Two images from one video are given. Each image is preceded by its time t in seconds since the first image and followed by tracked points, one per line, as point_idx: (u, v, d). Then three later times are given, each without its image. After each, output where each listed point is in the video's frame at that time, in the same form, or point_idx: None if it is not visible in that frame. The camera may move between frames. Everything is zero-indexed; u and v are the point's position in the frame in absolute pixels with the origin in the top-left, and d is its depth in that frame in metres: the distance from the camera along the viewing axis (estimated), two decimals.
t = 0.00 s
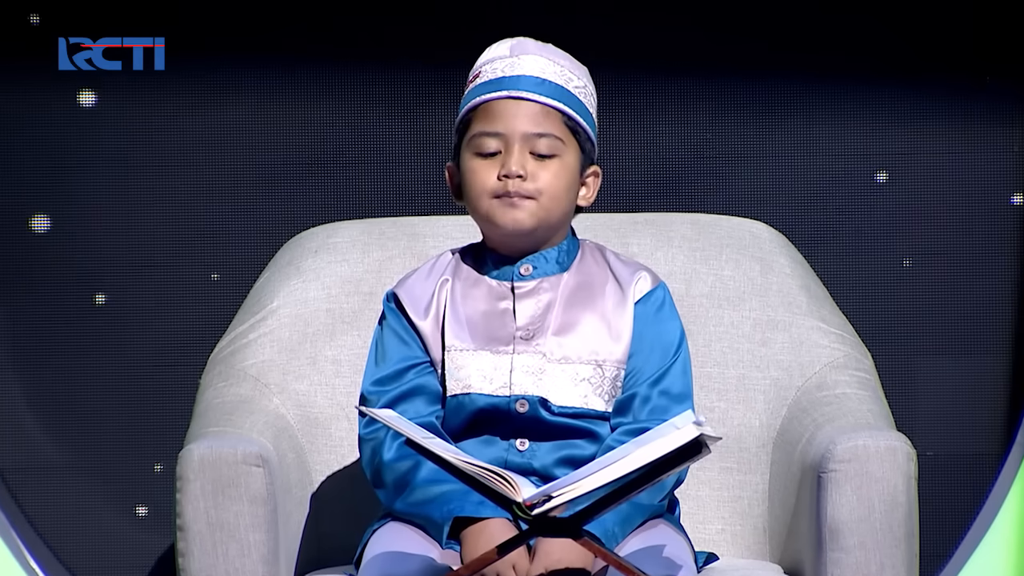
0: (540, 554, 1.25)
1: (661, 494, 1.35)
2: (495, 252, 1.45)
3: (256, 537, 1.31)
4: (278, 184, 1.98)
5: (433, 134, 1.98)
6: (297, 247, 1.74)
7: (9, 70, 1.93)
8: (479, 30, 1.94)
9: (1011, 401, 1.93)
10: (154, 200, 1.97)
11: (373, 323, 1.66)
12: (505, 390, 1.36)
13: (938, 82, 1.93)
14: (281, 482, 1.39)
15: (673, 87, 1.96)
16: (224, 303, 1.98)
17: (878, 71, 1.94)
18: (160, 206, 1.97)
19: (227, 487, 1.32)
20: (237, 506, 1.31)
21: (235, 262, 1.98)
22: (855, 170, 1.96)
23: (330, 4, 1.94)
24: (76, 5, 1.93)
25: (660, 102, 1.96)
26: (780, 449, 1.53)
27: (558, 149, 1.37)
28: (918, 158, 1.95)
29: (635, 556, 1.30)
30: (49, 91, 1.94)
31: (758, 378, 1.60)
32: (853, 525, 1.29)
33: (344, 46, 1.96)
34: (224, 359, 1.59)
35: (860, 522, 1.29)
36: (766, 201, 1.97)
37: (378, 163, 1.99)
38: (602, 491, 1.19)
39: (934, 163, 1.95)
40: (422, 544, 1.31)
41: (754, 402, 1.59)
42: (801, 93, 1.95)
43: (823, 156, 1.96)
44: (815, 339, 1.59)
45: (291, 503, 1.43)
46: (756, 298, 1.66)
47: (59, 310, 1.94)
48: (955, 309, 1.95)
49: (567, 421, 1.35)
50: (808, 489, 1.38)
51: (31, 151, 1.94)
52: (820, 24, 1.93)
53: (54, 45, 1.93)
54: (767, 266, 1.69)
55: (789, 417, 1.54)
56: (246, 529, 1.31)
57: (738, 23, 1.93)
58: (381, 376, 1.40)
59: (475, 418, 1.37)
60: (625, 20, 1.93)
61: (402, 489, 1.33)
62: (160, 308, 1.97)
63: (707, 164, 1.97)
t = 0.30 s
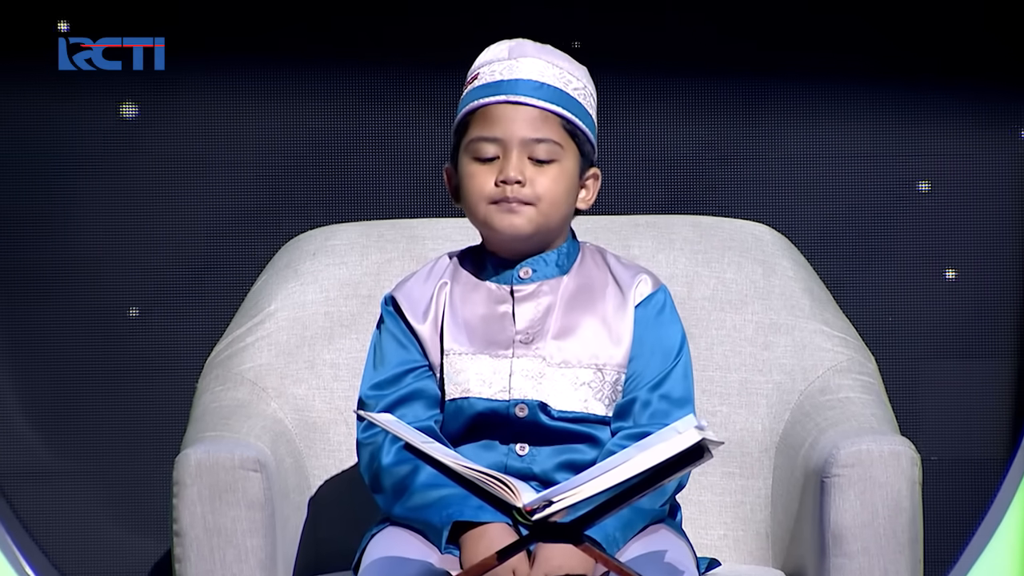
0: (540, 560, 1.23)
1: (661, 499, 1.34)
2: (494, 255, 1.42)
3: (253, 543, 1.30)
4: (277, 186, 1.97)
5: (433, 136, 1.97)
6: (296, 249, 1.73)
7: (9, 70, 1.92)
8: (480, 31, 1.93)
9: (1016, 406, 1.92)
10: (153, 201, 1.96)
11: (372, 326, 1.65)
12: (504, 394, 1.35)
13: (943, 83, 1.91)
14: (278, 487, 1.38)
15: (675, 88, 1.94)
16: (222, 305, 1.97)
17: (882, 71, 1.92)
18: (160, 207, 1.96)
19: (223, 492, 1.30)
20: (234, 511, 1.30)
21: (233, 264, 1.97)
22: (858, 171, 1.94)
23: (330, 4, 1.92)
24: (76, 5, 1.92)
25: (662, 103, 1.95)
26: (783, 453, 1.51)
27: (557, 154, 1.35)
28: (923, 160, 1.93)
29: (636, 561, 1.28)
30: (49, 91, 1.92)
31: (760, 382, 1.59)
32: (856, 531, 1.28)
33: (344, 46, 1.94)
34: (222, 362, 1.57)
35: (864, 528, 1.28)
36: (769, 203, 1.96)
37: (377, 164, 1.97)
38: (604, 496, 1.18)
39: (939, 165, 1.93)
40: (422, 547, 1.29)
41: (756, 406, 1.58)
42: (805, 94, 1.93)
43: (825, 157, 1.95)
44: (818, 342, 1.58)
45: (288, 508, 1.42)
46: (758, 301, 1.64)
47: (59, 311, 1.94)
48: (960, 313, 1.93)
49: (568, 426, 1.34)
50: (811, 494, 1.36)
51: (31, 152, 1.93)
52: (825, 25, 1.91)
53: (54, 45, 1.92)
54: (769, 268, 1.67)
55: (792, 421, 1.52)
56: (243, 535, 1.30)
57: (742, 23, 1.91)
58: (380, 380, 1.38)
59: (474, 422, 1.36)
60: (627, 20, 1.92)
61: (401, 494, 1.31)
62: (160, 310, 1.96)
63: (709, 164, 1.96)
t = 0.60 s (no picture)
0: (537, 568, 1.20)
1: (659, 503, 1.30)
2: (493, 260, 1.41)
3: (250, 548, 1.28)
4: (276, 187, 1.96)
5: (433, 137, 1.95)
6: (294, 251, 1.71)
7: (10, 71, 1.91)
8: (481, 31, 1.91)
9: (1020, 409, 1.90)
10: (152, 202, 1.94)
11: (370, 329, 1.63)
12: (501, 400, 1.33)
13: (949, 84, 1.90)
14: (276, 492, 1.36)
15: (679, 89, 1.93)
16: (221, 307, 1.96)
17: (887, 70, 1.90)
18: (158, 208, 1.94)
19: (221, 497, 1.29)
20: (232, 516, 1.28)
21: (232, 265, 1.96)
22: (862, 172, 1.93)
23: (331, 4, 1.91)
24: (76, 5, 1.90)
25: (665, 103, 1.93)
26: (785, 458, 1.50)
27: (557, 170, 1.33)
28: (928, 161, 1.92)
29: (636, 566, 1.25)
30: (49, 92, 1.91)
31: (762, 386, 1.57)
32: (859, 536, 1.26)
33: (345, 47, 1.93)
34: (219, 366, 1.56)
35: (867, 533, 1.26)
36: (772, 205, 1.94)
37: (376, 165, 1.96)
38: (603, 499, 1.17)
39: (943, 167, 1.92)
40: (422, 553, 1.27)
41: (758, 410, 1.56)
42: (810, 94, 1.92)
43: (829, 158, 1.93)
44: (821, 346, 1.56)
45: (286, 513, 1.40)
46: (761, 304, 1.62)
47: (59, 313, 1.93)
48: (964, 315, 1.92)
49: (567, 431, 1.32)
50: (813, 499, 1.34)
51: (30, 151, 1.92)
52: (830, 25, 1.89)
53: (53, 45, 1.90)
54: (772, 271, 1.65)
55: (794, 426, 1.51)
56: (240, 540, 1.28)
57: (746, 23, 1.90)
58: (380, 384, 1.36)
59: (471, 428, 1.35)
60: (631, 18, 1.90)
61: (406, 499, 1.27)
62: (158, 311, 1.94)
63: (712, 165, 1.94)
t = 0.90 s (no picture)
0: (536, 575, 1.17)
1: (658, 507, 1.26)
2: (491, 263, 1.40)
3: (247, 554, 1.26)
4: (275, 187, 1.94)
5: (433, 138, 1.94)
6: (292, 254, 1.70)
7: (10, 71, 1.90)
8: (483, 31, 1.90)
9: None
10: (151, 203, 1.93)
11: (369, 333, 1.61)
12: (501, 406, 1.32)
13: (954, 85, 1.88)
14: (274, 497, 1.34)
15: (681, 89, 1.91)
16: (220, 309, 1.94)
17: (892, 70, 1.89)
18: (157, 209, 1.93)
19: (218, 502, 1.27)
20: (229, 521, 1.26)
21: (231, 267, 1.95)
22: (866, 174, 1.92)
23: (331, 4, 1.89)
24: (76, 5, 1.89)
25: (668, 104, 1.92)
26: (788, 462, 1.48)
27: (557, 175, 1.31)
28: (933, 164, 1.90)
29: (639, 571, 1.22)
30: (49, 92, 1.90)
31: (764, 390, 1.55)
32: (863, 541, 1.24)
33: (345, 47, 1.91)
34: (215, 369, 1.54)
35: (870, 538, 1.24)
36: (775, 207, 1.93)
37: (376, 165, 1.94)
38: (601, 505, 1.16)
39: (948, 168, 1.90)
40: (422, 558, 1.23)
41: (761, 413, 1.55)
42: (814, 95, 1.90)
43: (832, 159, 1.92)
44: (824, 349, 1.54)
45: (284, 518, 1.38)
46: (763, 307, 1.61)
47: (58, 314, 1.92)
48: (968, 319, 1.90)
49: (567, 437, 1.31)
50: (816, 503, 1.33)
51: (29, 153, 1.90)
52: (835, 25, 1.87)
53: (54, 46, 1.89)
54: (774, 273, 1.64)
55: (796, 430, 1.49)
56: (237, 545, 1.26)
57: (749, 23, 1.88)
58: (379, 389, 1.35)
59: (471, 433, 1.33)
60: (633, 18, 1.88)
61: (407, 506, 1.25)
62: (156, 313, 1.93)
63: (714, 166, 1.93)
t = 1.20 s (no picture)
0: None
1: (661, 512, 1.24)
2: (490, 264, 1.38)
3: (245, 557, 1.24)
4: (274, 188, 1.93)
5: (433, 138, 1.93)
6: (289, 254, 1.68)
7: (10, 70, 1.89)
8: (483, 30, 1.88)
9: None
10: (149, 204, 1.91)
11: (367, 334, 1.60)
12: (501, 410, 1.30)
13: (957, 86, 1.87)
14: (271, 500, 1.32)
15: (683, 88, 1.90)
16: (217, 310, 1.93)
17: (898, 69, 1.87)
18: (156, 209, 1.91)
19: (215, 505, 1.25)
20: (226, 525, 1.24)
21: (229, 269, 1.93)
22: (869, 175, 1.90)
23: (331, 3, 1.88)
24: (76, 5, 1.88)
25: (671, 103, 1.90)
26: (789, 465, 1.46)
27: (557, 165, 1.30)
28: (936, 165, 1.89)
29: None
30: (48, 92, 1.89)
31: (767, 392, 1.54)
32: (866, 545, 1.22)
33: (345, 47, 1.90)
34: (212, 371, 1.53)
35: (874, 542, 1.22)
36: (778, 208, 1.91)
37: (374, 166, 1.93)
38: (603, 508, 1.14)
39: (952, 169, 1.89)
40: (422, 567, 1.20)
41: (763, 416, 1.53)
42: (817, 96, 1.89)
43: (836, 159, 1.90)
44: (827, 351, 1.53)
45: (281, 522, 1.37)
46: (765, 308, 1.59)
47: (58, 315, 1.91)
48: (971, 321, 1.89)
49: (568, 441, 1.29)
50: (819, 506, 1.31)
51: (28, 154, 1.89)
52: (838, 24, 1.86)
53: (54, 46, 1.89)
54: (776, 274, 1.62)
55: (798, 433, 1.47)
56: (235, 549, 1.24)
57: (752, 22, 1.87)
58: (376, 394, 1.33)
59: (470, 438, 1.31)
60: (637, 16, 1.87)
61: (404, 512, 1.23)
62: (155, 315, 1.92)
63: (716, 166, 1.91)
